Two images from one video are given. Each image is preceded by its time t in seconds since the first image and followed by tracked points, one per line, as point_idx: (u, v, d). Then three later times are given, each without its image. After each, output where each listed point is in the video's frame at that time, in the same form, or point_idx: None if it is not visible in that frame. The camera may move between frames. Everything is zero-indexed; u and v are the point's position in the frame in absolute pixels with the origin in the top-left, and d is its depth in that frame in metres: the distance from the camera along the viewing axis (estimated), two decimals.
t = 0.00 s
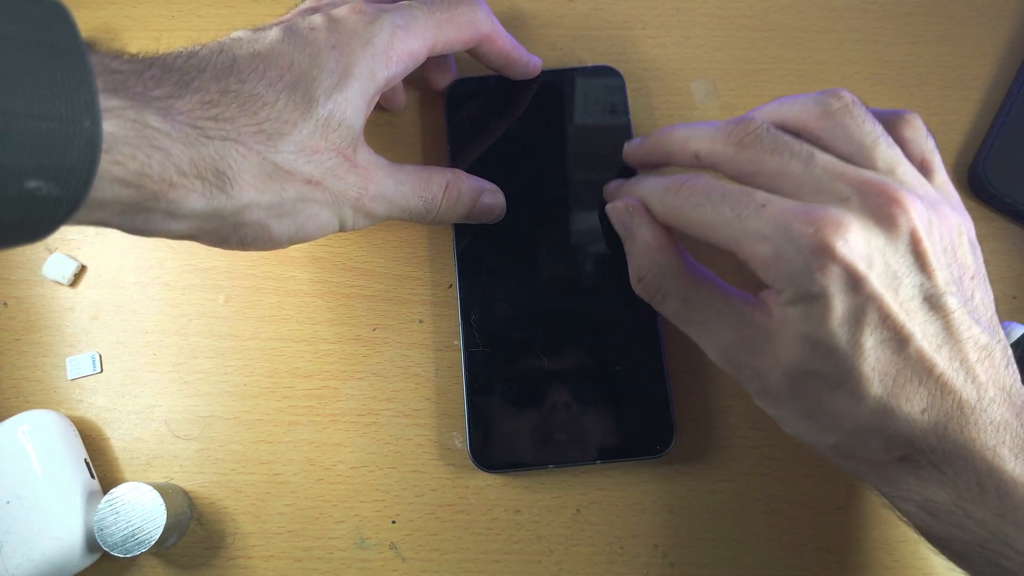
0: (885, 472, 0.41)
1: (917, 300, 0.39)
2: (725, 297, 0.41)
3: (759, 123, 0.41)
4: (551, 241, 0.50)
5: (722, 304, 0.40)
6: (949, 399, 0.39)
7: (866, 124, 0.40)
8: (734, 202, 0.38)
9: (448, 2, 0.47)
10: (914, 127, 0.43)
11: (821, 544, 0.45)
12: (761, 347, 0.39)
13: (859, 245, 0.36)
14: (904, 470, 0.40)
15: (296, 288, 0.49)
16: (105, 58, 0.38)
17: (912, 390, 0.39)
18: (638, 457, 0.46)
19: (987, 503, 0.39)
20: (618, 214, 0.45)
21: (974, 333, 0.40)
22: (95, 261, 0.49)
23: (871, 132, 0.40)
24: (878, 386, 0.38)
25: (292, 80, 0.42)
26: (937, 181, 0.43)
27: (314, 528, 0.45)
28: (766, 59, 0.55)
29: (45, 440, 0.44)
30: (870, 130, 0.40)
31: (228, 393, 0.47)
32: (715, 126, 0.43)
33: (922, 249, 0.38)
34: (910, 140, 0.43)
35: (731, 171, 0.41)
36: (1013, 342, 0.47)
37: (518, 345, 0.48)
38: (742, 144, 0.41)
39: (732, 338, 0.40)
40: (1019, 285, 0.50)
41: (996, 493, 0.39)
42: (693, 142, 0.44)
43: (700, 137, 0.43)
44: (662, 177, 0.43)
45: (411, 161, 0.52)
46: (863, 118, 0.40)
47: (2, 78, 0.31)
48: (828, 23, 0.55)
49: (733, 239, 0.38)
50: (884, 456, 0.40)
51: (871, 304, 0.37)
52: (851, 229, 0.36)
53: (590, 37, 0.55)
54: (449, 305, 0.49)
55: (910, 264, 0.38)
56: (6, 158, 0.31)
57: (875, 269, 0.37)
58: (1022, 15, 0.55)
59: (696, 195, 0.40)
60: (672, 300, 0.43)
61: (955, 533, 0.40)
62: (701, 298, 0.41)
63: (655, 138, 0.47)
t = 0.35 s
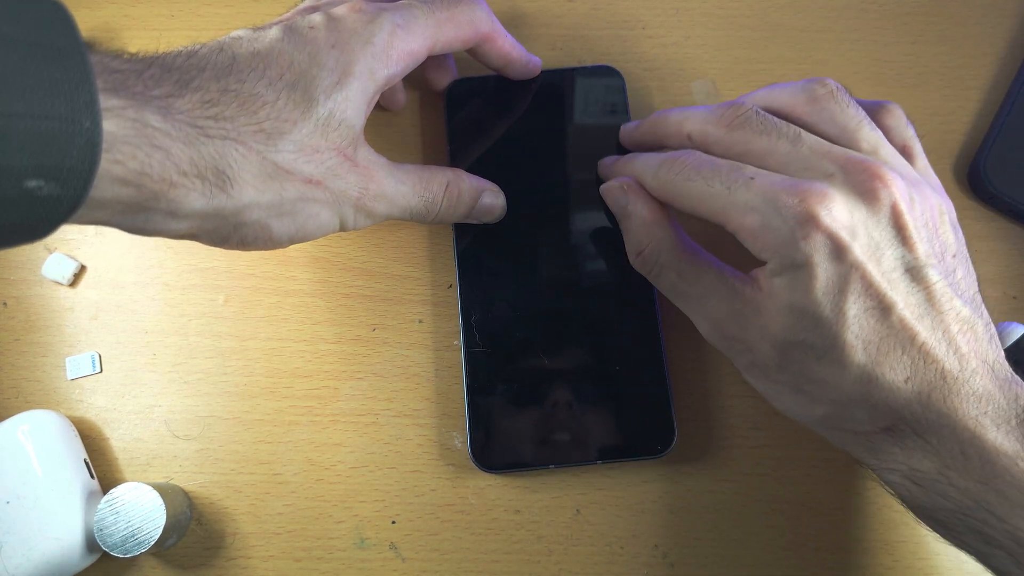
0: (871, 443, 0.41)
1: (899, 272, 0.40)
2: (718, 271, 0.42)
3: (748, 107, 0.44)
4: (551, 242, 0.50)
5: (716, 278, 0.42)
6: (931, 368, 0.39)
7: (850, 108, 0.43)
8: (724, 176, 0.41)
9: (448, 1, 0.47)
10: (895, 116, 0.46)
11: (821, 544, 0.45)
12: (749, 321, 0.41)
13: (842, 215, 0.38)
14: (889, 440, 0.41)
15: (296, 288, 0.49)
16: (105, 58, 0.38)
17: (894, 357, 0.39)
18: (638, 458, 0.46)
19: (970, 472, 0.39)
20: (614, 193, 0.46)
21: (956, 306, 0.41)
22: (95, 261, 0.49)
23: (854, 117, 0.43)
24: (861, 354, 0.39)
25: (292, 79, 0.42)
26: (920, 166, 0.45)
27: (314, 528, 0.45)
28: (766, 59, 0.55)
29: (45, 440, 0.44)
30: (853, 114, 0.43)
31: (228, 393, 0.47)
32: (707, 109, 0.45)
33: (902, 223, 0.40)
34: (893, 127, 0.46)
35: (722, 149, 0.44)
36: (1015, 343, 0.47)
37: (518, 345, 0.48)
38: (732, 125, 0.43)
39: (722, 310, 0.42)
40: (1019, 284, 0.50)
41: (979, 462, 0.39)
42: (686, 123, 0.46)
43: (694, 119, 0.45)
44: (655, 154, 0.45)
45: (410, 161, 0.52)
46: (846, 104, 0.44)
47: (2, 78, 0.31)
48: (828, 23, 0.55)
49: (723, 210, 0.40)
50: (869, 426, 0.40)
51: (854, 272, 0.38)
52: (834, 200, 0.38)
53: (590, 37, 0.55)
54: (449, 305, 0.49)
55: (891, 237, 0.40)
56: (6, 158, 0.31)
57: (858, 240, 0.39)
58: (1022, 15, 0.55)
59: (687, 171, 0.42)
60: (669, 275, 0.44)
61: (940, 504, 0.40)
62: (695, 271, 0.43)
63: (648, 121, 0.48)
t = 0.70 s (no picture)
0: (841, 407, 0.43)
1: (863, 238, 0.43)
2: (694, 242, 0.45)
3: (732, 65, 0.46)
4: (551, 241, 0.50)
5: (690, 251, 0.44)
6: (894, 330, 0.42)
7: (824, 81, 0.46)
8: (703, 132, 0.44)
9: (447, 3, 0.47)
10: (869, 90, 0.48)
11: (821, 543, 0.45)
12: (720, 288, 0.43)
13: (808, 182, 0.42)
14: (856, 403, 0.43)
15: (296, 288, 0.49)
16: (104, 61, 0.38)
17: (858, 319, 0.42)
18: (638, 458, 0.46)
19: (933, 433, 0.41)
20: (593, 163, 0.48)
21: (921, 274, 0.44)
22: (95, 261, 0.49)
23: (826, 90, 0.46)
24: (826, 317, 0.42)
25: (291, 81, 0.42)
26: (889, 139, 0.48)
27: (314, 528, 0.45)
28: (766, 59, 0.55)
29: (45, 440, 0.44)
30: (827, 87, 0.46)
31: (228, 393, 0.47)
32: (692, 66, 0.47)
33: (864, 192, 0.44)
34: (866, 101, 0.48)
35: (704, 104, 0.46)
36: (1014, 343, 0.47)
37: (518, 346, 0.48)
38: (714, 82, 0.46)
39: (693, 279, 0.44)
40: (1019, 284, 0.50)
41: (942, 424, 0.41)
42: (669, 77, 0.48)
43: (677, 74, 0.48)
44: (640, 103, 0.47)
45: (410, 161, 0.52)
46: (820, 76, 0.47)
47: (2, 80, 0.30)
48: (828, 23, 0.55)
49: (695, 164, 0.43)
50: (838, 389, 0.43)
51: (819, 236, 0.42)
52: (799, 167, 0.42)
53: (590, 37, 0.55)
54: (449, 305, 0.49)
55: (855, 205, 0.44)
56: (7, 162, 0.31)
57: (823, 206, 0.43)
58: (1022, 15, 0.55)
59: (668, 120, 0.45)
60: (647, 244, 0.45)
61: (903, 464, 0.42)
62: (671, 241, 0.45)
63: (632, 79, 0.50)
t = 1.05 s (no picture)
0: (810, 396, 0.44)
1: (817, 229, 0.44)
2: (659, 250, 0.45)
3: (696, 53, 0.46)
4: (551, 241, 0.50)
5: (655, 257, 0.44)
6: (852, 316, 0.43)
7: (780, 78, 0.46)
8: (662, 122, 0.44)
9: None
10: (831, 87, 0.48)
11: (821, 543, 0.45)
12: (681, 288, 0.44)
13: (755, 176, 0.43)
14: (824, 391, 0.43)
15: (296, 287, 0.49)
16: (110, 53, 0.37)
17: (812, 305, 0.43)
18: (638, 457, 0.46)
19: (901, 418, 0.41)
20: (549, 179, 0.45)
21: (878, 261, 0.44)
22: (95, 261, 0.49)
23: (781, 88, 0.46)
24: (784, 304, 0.43)
25: (295, 76, 0.42)
26: (845, 136, 0.48)
27: (314, 528, 0.45)
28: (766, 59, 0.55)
29: (45, 440, 0.44)
30: (782, 84, 0.46)
31: (228, 393, 0.47)
32: (658, 49, 0.47)
33: (813, 186, 0.44)
34: (827, 98, 0.48)
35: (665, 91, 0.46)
36: (1014, 343, 0.47)
37: (519, 346, 0.48)
38: (677, 69, 0.46)
39: (663, 284, 0.44)
40: (1019, 284, 0.50)
41: (908, 407, 0.41)
42: (635, 59, 0.47)
43: (642, 56, 0.47)
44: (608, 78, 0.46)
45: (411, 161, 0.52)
46: (777, 75, 0.46)
47: (9, 70, 0.30)
48: (828, 23, 0.55)
49: (647, 153, 0.44)
50: (804, 377, 0.43)
51: (767, 226, 0.43)
52: (745, 164, 0.43)
53: (590, 37, 0.55)
54: (449, 305, 0.49)
55: (808, 197, 0.44)
56: (13, 152, 0.31)
57: (772, 198, 0.43)
58: (1022, 15, 0.55)
59: (630, 104, 0.45)
60: (617, 254, 0.44)
61: (874, 449, 0.42)
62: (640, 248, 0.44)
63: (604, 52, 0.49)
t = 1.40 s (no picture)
0: (806, 406, 0.43)
1: (803, 235, 0.43)
2: (642, 259, 0.44)
3: (676, 58, 0.46)
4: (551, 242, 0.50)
5: (639, 267, 0.44)
6: (845, 322, 0.42)
7: (761, 83, 0.46)
8: (641, 132, 0.43)
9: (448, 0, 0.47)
10: (816, 91, 0.48)
11: (821, 543, 0.45)
12: (669, 299, 0.43)
13: (736, 183, 0.43)
14: (821, 400, 0.42)
15: (296, 287, 0.49)
16: (109, 59, 0.38)
17: (804, 312, 0.42)
18: (639, 457, 0.46)
19: (901, 428, 0.40)
20: (530, 194, 0.44)
21: (866, 265, 0.43)
22: (95, 261, 0.49)
23: (763, 92, 0.46)
24: (774, 313, 0.41)
25: (293, 80, 0.42)
26: (827, 140, 0.47)
27: (314, 528, 0.45)
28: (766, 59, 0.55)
29: (45, 440, 0.44)
30: (763, 89, 0.46)
31: (228, 393, 0.47)
32: (639, 52, 0.47)
33: (794, 192, 0.44)
34: (812, 102, 0.48)
35: (645, 96, 0.46)
36: (1014, 342, 0.47)
37: (519, 346, 0.48)
38: (658, 73, 0.45)
39: (646, 295, 0.43)
40: (1019, 284, 0.50)
41: (909, 415, 0.40)
42: (616, 62, 0.47)
43: (624, 58, 0.47)
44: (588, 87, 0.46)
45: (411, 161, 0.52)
46: (758, 79, 0.46)
47: (10, 77, 0.30)
48: (828, 23, 0.55)
49: (628, 162, 0.43)
50: (799, 387, 0.42)
51: (751, 232, 0.42)
52: (725, 172, 0.43)
53: (590, 37, 0.55)
54: (449, 305, 0.49)
55: (791, 202, 0.44)
56: (14, 159, 0.31)
57: (753, 206, 0.43)
58: (1022, 16, 0.55)
59: (610, 112, 0.44)
60: (600, 266, 0.44)
61: (875, 462, 0.41)
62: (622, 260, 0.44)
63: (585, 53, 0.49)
